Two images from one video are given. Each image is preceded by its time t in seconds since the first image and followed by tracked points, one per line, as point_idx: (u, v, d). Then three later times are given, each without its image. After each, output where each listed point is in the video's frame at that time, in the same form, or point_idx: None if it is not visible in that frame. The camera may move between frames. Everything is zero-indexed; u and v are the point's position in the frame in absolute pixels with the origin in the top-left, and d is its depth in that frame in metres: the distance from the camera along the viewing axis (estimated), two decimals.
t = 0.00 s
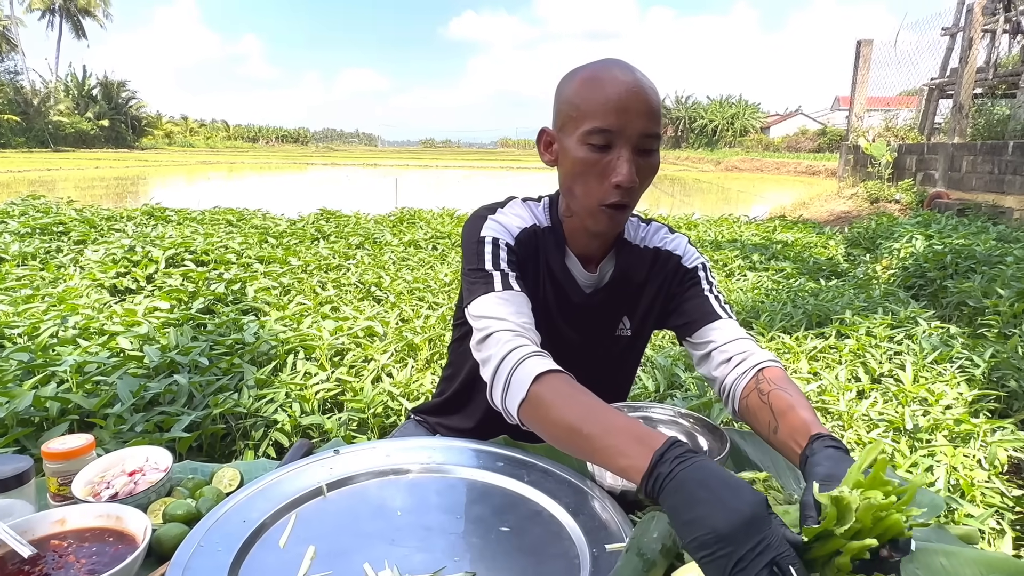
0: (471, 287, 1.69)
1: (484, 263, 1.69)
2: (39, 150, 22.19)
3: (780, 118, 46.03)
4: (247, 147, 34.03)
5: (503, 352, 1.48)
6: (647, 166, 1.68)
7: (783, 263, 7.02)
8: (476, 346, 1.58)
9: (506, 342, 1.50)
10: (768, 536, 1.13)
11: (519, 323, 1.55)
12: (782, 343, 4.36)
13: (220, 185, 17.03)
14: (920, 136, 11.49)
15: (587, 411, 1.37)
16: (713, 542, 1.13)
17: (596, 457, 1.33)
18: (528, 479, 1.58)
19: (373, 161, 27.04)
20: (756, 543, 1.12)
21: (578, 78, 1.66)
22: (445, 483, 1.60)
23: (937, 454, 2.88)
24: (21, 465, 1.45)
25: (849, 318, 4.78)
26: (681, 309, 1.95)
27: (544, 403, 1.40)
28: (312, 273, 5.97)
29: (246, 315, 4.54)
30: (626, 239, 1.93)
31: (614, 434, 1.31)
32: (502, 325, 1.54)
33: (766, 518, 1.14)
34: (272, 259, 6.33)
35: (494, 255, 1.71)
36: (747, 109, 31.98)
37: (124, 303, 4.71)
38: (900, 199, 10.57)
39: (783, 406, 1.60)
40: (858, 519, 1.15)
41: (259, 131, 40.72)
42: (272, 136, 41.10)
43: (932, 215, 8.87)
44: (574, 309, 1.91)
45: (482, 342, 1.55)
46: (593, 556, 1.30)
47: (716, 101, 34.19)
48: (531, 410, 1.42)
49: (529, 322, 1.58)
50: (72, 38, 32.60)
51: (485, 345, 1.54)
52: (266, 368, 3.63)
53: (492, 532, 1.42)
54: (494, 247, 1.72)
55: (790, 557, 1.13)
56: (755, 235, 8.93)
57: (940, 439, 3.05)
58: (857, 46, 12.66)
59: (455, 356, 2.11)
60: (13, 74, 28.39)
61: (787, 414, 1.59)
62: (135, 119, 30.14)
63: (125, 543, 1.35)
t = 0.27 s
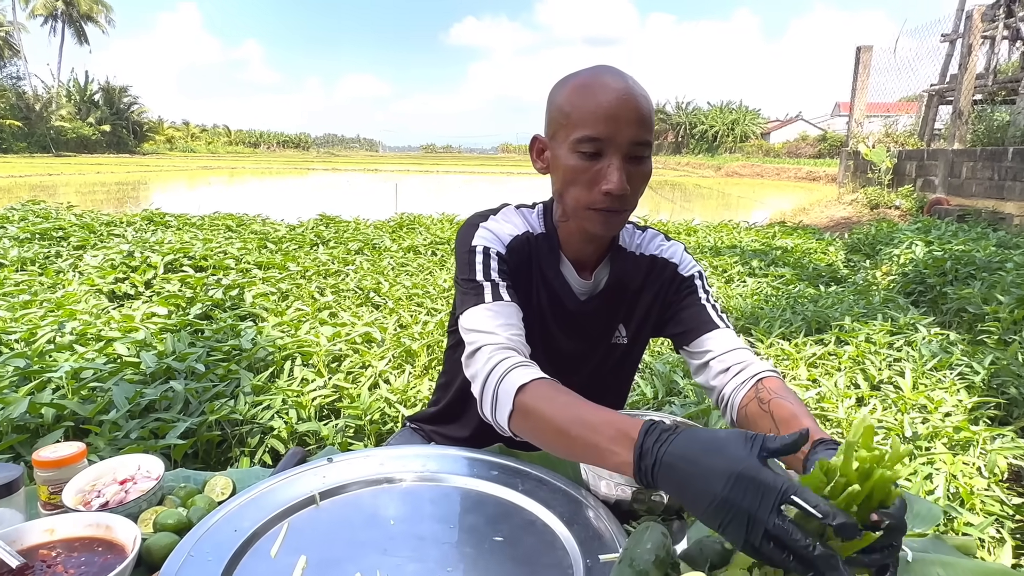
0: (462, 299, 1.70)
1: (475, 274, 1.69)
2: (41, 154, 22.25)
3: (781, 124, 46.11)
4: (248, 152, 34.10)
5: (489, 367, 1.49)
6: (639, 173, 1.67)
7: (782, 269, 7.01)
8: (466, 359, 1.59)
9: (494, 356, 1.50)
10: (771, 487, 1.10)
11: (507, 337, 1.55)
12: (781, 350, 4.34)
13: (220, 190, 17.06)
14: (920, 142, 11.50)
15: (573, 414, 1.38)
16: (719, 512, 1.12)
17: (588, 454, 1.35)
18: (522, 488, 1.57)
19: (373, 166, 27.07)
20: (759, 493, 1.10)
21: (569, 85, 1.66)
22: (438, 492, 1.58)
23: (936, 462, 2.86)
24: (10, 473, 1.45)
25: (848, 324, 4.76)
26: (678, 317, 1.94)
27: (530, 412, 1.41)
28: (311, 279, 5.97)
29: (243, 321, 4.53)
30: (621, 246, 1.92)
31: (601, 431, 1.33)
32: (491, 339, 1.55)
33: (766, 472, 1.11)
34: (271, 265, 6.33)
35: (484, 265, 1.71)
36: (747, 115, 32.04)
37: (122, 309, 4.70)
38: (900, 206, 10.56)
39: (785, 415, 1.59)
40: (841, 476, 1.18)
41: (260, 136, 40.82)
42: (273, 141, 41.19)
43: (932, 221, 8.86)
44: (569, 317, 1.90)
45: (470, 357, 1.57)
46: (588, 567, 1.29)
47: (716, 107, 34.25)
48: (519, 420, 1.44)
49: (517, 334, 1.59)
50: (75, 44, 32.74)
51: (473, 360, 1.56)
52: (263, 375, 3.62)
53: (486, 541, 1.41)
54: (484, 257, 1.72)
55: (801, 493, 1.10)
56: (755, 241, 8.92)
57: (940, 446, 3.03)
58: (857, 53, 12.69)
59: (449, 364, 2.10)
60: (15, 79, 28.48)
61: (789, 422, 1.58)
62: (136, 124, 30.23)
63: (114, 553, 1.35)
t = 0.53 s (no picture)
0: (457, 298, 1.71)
1: (470, 274, 1.69)
2: (47, 158, 22.40)
3: (785, 129, 46.06)
4: (253, 157, 34.25)
5: (484, 362, 1.49)
6: (629, 176, 1.68)
7: (784, 274, 7.00)
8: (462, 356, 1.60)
9: (488, 352, 1.51)
10: (770, 451, 1.10)
11: (502, 333, 1.56)
12: (782, 355, 4.33)
13: (225, 195, 17.15)
14: (924, 147, 11.47)
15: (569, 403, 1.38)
16: (725, 484, 1.13)
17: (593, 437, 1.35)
18: (517, 492, 1.57)
19: (378, 170, 27.13)
20: (763, 458, 1.11)
21: (558, 91, 1.67)
22: (434, 495, 1.58)
23: (937, 467, 2.84)
24: (7, 474, 1.45)
25: (850, 330, 4.75)
26: (673, 317, 1.96)
27: (526, 403, 1.41)
28: (313, 283, 5.98)
29: (245, 325, 4.55)
30: (615, 247, 1.94)
31: (601, 416, 1.32)
32: (486, 335, 1.55)
33: (762, 435, 1.12)
34: (274, 269, 6.35)
35: (480, 265, 1.71)
36: (751, 121, 32.03)
37: (125, 312, 4.72)
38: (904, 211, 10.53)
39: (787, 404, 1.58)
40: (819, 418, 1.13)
41: (265, 140, 41.01)
42: (278, 146, 41.36)
43: (935, 226, 8.84)
44: (564, 319, 1.90)
45: (466, 353, 1.57)
46: (580, 570, 1.29)
47: (720, 112, 34.25)
48: (516, 412, 1.44)
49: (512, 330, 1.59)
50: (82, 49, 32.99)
51: (469, 357, 1.56)
52: (264, 378, 3.63)
53: (479, 545, 1.41)
54: (479, 257, 1.73)
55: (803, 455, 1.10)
56: (758, 246, 8.91)
57: (940, 452, 3.01)
58: (861, 58, 12.68)
59: (447, 367, 2.11)
60: (23, 84, 28.71)
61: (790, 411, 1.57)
62: (142, 129, 30.41)
63: (109, 554, 1.35)
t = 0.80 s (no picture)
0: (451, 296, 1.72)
1: (464, 271, 1.71)
2: (59, 161, 22.62)
3: (793, 133, 45.87)
4: (262, 160, 34.47)
5: (480, 352, 1.50)
6: (621, 179, 1.69)
7: (790, 278, 6.97)
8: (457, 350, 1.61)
9: (483, 343, 1.52)
10: (764, 387, 1.14)
11: (497, 325, 1.57)
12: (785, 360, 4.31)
13: (234, 198, 17.27)
14: (932, 151, 11.40)
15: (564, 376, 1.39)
16: (724, 426, 1.16)
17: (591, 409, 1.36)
18: (511, 493, 1.58)
19: (385, 174, 27.21)
20: (758, 396, 1.14)
21: (550, 95, 1.68)
22: (428, 496, 1.60)
23: (938, 472, 2.83)
24: (7, 471, 1.48)
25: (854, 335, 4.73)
26: (666, 317, 1.98)
27: (525, 384, 1.41)
28: (318, 285, 6.02)
29: (250, 327, 4.58)
30: (608, 249, 1.96)
31: (600, 383, 1.34)
32: (480, 328, 1.56)
33: (755, 376, 1.17)
34: (280, 271, 6.39)
35: (474, 262, 1.73)
36: (760, 125, 31.92)
37: (131, 313, 4.77)
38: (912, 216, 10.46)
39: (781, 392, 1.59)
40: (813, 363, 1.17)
41: (274, 144, 41.25)
42: (287, 149, 41.60)
43: (943, 231, 8.77)
44: (559, 319, 1.92)
45: (461, 347, 1.58)
46: (570, 571, 1.30)
47: (728, 116, 34.17)
48: (515, 396, 1.44)
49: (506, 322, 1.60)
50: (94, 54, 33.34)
51: (465, 349, 1.56)
52: (267, 379, 3.66)
53: (472, 545, 1.42)
54: (473, 255, 1.75)
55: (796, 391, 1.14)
56: (764, 250, 8.88)
57: (942, 457, 2.99)
58: (869, 62, 12.63)
59: (444, 368, 2.12)
60: (35, 88, 29.04)
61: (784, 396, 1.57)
62: (153, 132, 30.66)
63: (106, 550, 1.37)
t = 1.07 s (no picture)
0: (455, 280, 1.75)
1: (469, 254, 1.74)
2: (74, 163, 22.92)
3: (805, 136, 45.52)
4: (274, 162, 34.73)
5: (489, 318, 1.52)
6: (614, 174, 1.72)
7: (800, 281, 6.95)
8: (463, 323, 1.62)
9: (491, 309, 1.54)
10: (781, 333, 1.15)
11: (503, 296, 1.60)
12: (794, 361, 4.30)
13: (247, 200, 17.42)
14: (945, 154, 11.31)
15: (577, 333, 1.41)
16: (743, 368, 1.17)
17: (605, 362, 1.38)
18: (516, 487, 1.61)
19: (396, 176, 27.33)
20: (775, 341, 1.16)
21: (541, 94, 1.72)
22: (435, 489, 1.63)
23: (945, 474, 2.83)
24: (28, 460, 1.52)
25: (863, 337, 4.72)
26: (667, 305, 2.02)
27: (538, 342, 1.43)
28: (329, 286, 6.08)
29: (262, 326, 4.65)
30: (606, 242, 2.02)
31: (615, 336, 1.36)
32: (488, 298, 1.59)
33: (774, 322, 1.18)
34: (291, 272, 6.46)
35: (478, 248, 1.76)
36: (772, 128, 31.81)
37: (146, 312, 4.85)
38: (924, 218, 10.39)
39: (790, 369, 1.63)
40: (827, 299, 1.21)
41: (286, 146, 41.55)
42: (298, 151, 41.89)
43: (956, 234, 8.71)
44: (562, 310, 1.96)
45: (468, 318, 1.60)
46: (574, 561, 1.32)
47: (739, 119, 34.02)
48: (527, 355, 1.45)
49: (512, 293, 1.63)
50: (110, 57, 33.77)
51: (473, 319, 1.58)
52: (278, 377, 3.71)
53: (477, 536, 1.45)
54: (477, 242, 1.78)
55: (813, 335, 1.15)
56: (774, 253, 8.85)
57: (950, 458, 2.99)
58: (881, 64, 12.56)
59: (450, 362, 2.16)
60: (51, 90, 29.43)
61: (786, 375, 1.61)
62: (166, 134, 30.96)
63: (124, 537, 1.42)
